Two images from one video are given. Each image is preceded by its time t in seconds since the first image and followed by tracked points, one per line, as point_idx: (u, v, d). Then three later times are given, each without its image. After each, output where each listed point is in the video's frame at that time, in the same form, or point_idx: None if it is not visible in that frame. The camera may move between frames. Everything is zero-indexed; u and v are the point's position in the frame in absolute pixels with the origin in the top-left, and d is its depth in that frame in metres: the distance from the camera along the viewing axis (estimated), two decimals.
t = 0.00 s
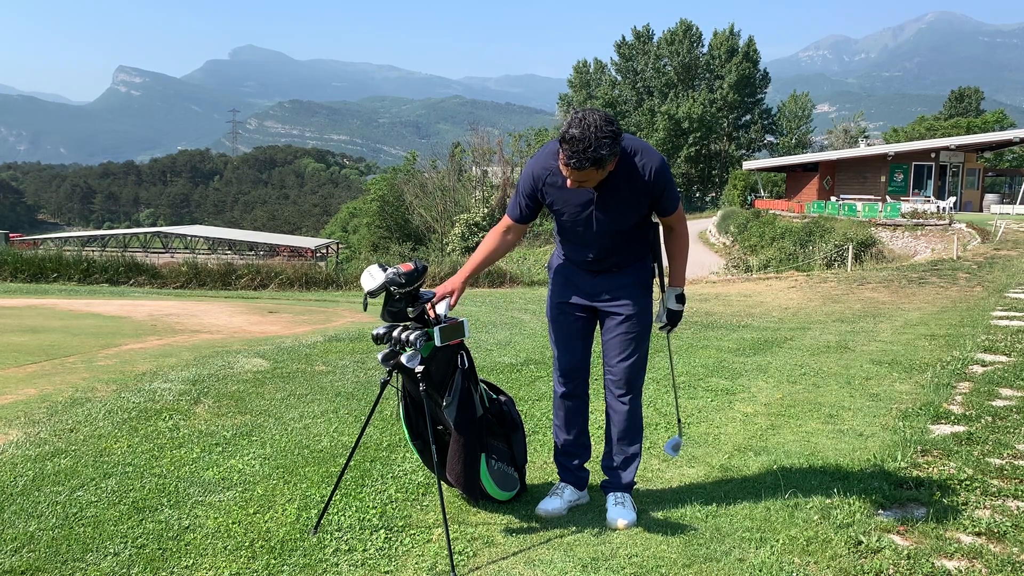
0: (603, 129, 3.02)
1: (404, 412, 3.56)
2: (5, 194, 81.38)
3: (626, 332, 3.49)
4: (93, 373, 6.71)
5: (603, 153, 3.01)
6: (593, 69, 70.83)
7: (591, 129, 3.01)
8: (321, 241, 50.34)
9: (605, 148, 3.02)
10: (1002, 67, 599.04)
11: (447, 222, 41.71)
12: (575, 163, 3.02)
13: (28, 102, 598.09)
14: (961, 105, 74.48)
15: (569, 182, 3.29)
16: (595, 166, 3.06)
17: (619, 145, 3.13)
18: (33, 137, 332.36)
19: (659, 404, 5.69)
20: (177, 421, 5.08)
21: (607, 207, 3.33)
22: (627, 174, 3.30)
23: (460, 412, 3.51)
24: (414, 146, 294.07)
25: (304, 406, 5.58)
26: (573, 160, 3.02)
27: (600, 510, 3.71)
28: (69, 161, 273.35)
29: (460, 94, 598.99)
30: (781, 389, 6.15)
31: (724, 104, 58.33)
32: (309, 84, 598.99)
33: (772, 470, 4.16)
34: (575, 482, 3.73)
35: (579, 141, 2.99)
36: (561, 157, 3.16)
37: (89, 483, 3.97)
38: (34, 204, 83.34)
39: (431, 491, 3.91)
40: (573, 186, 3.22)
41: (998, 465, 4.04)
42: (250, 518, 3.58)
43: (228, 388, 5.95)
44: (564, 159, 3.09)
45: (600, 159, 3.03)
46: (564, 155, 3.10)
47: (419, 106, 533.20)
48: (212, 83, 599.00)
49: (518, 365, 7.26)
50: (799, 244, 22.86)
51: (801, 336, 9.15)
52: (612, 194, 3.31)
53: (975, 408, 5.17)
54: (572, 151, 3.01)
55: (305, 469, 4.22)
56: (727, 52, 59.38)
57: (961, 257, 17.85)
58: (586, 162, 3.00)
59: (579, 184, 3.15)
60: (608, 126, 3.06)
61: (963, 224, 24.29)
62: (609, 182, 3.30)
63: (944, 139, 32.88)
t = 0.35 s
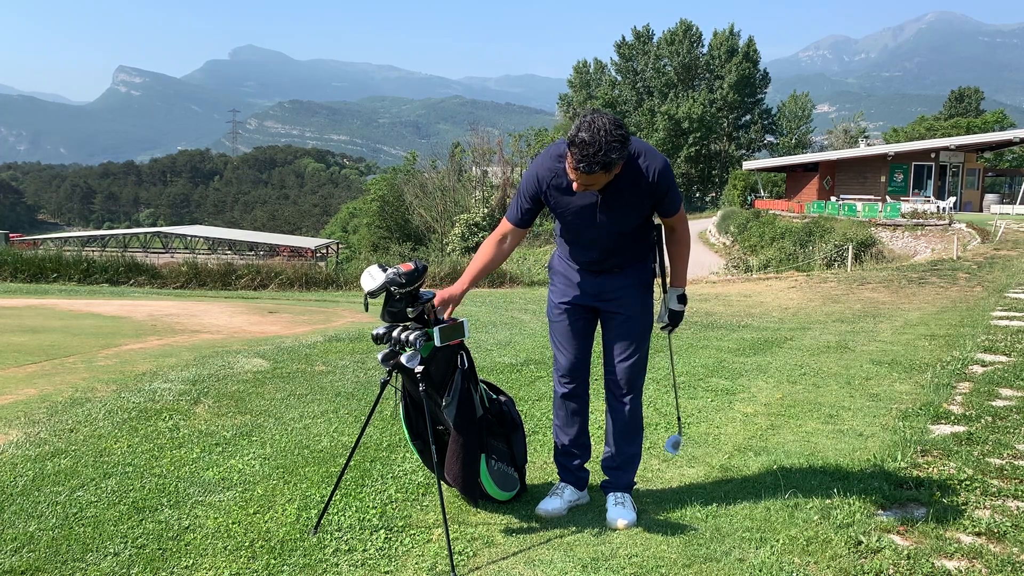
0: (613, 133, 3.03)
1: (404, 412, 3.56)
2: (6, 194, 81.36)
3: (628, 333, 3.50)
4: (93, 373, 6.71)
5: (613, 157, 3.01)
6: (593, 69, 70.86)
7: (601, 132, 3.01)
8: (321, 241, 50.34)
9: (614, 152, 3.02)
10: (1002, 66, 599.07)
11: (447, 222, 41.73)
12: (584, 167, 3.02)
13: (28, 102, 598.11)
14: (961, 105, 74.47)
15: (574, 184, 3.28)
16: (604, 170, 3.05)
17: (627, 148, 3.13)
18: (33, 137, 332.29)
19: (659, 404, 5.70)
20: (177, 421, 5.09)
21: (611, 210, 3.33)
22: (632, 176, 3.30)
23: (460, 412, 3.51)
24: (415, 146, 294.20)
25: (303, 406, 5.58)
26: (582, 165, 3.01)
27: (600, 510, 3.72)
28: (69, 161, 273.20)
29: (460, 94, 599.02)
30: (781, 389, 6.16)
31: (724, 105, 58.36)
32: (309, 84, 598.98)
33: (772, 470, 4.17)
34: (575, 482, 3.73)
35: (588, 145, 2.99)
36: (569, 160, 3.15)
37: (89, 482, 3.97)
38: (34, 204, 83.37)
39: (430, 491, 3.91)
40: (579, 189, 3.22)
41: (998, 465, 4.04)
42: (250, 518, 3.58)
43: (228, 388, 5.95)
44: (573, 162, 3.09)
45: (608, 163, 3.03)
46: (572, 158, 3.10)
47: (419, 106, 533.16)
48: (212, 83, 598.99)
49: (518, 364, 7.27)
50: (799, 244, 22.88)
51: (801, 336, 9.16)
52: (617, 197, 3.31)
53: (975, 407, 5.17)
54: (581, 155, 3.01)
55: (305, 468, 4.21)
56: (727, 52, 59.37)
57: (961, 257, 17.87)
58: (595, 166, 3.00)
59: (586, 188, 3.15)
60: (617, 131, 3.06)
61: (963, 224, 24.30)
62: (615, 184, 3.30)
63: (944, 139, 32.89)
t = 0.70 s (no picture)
0: (617, 129, 3.02)
1: (404, 412, 3.57)
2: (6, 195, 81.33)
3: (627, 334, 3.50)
4: (93, 374, 6.71)
5: (620, 151, 3.01)
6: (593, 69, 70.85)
7: (605, 129, 3.00)
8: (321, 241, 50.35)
9: (621, 145, 3.02)
10: (1002, 66, 599.05)
11: (447, 222, 41.75)
12: (590, 162, 3.01)
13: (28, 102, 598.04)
14: (960, 105, 74.45)
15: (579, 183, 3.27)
16: (612, 165, 3.05)
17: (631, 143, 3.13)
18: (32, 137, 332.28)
19: (659, 404, 5.70)
20: (177, 421, 5.08)
21: (614, 210, 3.33)
22: (634, 174, 3.29)
23: (460, 413, 3.51)
24: (415, 146, 294.21)
25: (303, 406, 5.58)
26: (589, 157, 3.00)
27: (600, 510, 3.71)
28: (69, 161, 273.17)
29: (460, 94, 599.04)
30: (781, 389, 6.16)
31: (724, 105, 58.34)
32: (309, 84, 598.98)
33: (773, 470, 4.16)
34: (575, 482, 3.73)
35: (594, 141, 2.98)
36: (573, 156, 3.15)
37: (89, 483, 3.97)
38: (34, 204, 83.35)
39: (430, 491, 3.91)
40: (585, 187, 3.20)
41: (998, 465, 4.04)
42: (250, 519, 3.58)
43: (228, 388, 5.95)
44: (578, 157, 3.08)
45: (615, 158, 3.03)
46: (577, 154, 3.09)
47: (418, 106, 533.07)
48: (212, 83, 598.98)
49: (518, 365, 7.27)
50: (799, 244, 22.88)
51: (801, 336, 9.15)
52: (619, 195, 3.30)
53: (975, 408, 5.17)
54: (588, 152, 3.00)
55: (305, 469, 4.21)
56: (727, 52, 59.36)
57: (961, 257, 17.86)
58: (602, 160, 2.99)
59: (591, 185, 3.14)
60: (622, 126, 3.05)
61: (963, 224, 24.28)
62: (619, 181, 3.28)
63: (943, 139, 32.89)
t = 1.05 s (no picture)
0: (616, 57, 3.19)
1: (404, 411, 3.57)
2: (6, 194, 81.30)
3: (625, 330, 3.47)
4: (93, 373, 6.71)
5: (620, 71, 3.14)
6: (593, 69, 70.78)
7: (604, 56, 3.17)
8: (321, 241, 50.37)
9: (620, 72, 3.16)
10: (1002, 66, 599.05)
11: (447, 222, 41.72)
12: (596, 82, 3.11)
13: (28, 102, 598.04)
14: (961, 105, 74.42)
15: (583, 135, 3.32)
16: (613, 92, 3.16)
17: (629, 87, 3.27)
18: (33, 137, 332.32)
19: (659, 404, 5.70)
20: (177, 421, 5.08)
21: (616, 169, 3.36)
22: (631, 136, 3.38)
23: (460, 413, 3.51)
24: (415, 146, 294.28)
25: (304, 406, 5.58)
26: (593, 81, 3.11)
27: (600, 510, 3.72)
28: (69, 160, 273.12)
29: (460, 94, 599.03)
30: (781, 389, 6.16)
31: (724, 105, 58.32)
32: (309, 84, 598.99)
33: (773, 470, 4.16)
34: (575, 482, 3.73)
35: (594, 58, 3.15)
36: (575, 98, 3.25)
37: (89, 483, 3.97)
38: (34, 204, 83.34)
39: (430, 491, 3.91)
40: (588, 131, 3.25)
41: (999, 465, 4.04)
42: (249, 518, 3.58)
43: (228, 388, 5.96)
44: (583, 87, 3.17)
45: (616, 86, 3.15)
46: (581, 88, 3.19)
47: (418, 105, 533.00)
48: (212, 83, 598.98)
49: (518, 364, 7.27)
50: (799, 244, 22.86)
51: (801, 336, 9.15)
52: (619, 154, 3.37)
53: (976, 407, 5.16)
54: (591, 69, 3.13)
55: (305, 469, 4.22)
56: (727, 52, 59.35)
57: (961, 257, 17.86)
58: (605, 76, 3.10)
59: (598, 118, 3.17)
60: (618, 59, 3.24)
61: (963, 224, 24.28)
62: (617, 140, 3.37)
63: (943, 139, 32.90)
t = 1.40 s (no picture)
0: (600, 50, 3.19)
1: (404, 411, 3.57)
2: (6, 195, 81.20)
3: (619, 328, 3.45)
4: (93, 373, 6.71)
5: (599, 68, 3.15)
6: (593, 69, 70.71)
7: (588, 48, 3.17)
8: (322, 241, 50.38)
9: (601, 63, 3.17)
10: (1002, 66, 599.03)
11: (447, 222, 41.71)
12: (574, 77, 3.14)
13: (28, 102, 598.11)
14: (961, 105, 74.41)
15: (568, 125, 3.34)
16: (594, 84, 3.18)
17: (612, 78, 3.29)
18: (32, 137, 332.43)
19: (659, 404, 5.70)
20: (177, 421, 5.08)
21: (602, 160, 3.37)
22: (616, 127, 3.40)
23: (460, 413, 3.51)
24: (415, 146, 294.18)
25: (303, 406, 5.58)
26: (573, 73, 3.14)
27: (600, 510, 3.71)
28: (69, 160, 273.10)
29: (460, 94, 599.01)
30: (780, 389, 6.16)
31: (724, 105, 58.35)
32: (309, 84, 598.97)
33: (773, 470, 4.16)
34: (576, 483, 3.73)
35: (575, 53, 3.16)
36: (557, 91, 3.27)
37: (89, 483, 3.97)
38: (34, 204, 83.32)
39: (431, 491, 3.91)
40: (568, 122, 3.28)
41: (998, 465, 4.04)
42: (250, 518, 3.58)
43: (228, 388, 5.95)
44: (564, 81, 3.19)
45: (596, 77, 3.17)
46: (562, 81, 3.21)
47: (418, 105, 532.82)
48: (212, 83, 598.97)
49: (518, 364, 7.26)
50: (799, 243, 22.84)
51: (801, 336, 9.15)
52: (605, 145, 3.38)
53: (976, 408, 5.16)
54: (571, 65, 3.15)
55: (305, 468, 4.21)
56: (727, 52, 59.38)
57: (961, 257, 17.86)
58: (582, 74, 3.13)
59: (573, 113, 3.22)
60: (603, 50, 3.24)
61: (963, 224, 24.28)
62: (602, 131, 3.38)
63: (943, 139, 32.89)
